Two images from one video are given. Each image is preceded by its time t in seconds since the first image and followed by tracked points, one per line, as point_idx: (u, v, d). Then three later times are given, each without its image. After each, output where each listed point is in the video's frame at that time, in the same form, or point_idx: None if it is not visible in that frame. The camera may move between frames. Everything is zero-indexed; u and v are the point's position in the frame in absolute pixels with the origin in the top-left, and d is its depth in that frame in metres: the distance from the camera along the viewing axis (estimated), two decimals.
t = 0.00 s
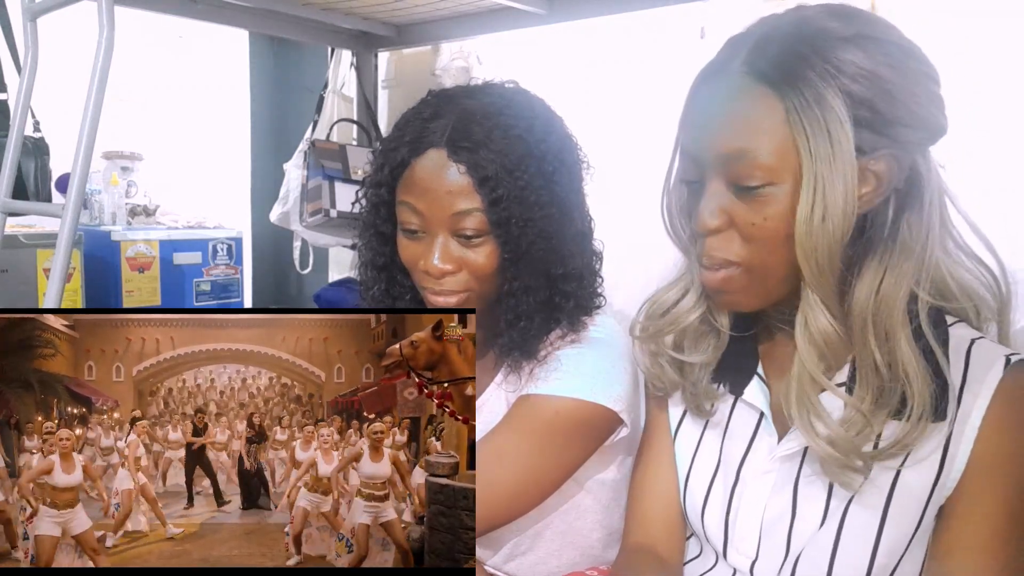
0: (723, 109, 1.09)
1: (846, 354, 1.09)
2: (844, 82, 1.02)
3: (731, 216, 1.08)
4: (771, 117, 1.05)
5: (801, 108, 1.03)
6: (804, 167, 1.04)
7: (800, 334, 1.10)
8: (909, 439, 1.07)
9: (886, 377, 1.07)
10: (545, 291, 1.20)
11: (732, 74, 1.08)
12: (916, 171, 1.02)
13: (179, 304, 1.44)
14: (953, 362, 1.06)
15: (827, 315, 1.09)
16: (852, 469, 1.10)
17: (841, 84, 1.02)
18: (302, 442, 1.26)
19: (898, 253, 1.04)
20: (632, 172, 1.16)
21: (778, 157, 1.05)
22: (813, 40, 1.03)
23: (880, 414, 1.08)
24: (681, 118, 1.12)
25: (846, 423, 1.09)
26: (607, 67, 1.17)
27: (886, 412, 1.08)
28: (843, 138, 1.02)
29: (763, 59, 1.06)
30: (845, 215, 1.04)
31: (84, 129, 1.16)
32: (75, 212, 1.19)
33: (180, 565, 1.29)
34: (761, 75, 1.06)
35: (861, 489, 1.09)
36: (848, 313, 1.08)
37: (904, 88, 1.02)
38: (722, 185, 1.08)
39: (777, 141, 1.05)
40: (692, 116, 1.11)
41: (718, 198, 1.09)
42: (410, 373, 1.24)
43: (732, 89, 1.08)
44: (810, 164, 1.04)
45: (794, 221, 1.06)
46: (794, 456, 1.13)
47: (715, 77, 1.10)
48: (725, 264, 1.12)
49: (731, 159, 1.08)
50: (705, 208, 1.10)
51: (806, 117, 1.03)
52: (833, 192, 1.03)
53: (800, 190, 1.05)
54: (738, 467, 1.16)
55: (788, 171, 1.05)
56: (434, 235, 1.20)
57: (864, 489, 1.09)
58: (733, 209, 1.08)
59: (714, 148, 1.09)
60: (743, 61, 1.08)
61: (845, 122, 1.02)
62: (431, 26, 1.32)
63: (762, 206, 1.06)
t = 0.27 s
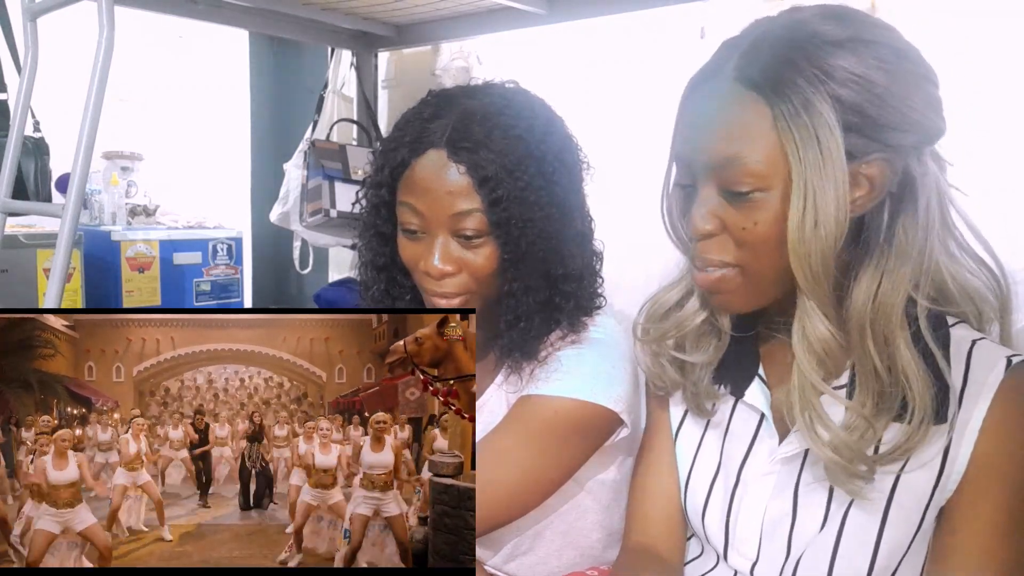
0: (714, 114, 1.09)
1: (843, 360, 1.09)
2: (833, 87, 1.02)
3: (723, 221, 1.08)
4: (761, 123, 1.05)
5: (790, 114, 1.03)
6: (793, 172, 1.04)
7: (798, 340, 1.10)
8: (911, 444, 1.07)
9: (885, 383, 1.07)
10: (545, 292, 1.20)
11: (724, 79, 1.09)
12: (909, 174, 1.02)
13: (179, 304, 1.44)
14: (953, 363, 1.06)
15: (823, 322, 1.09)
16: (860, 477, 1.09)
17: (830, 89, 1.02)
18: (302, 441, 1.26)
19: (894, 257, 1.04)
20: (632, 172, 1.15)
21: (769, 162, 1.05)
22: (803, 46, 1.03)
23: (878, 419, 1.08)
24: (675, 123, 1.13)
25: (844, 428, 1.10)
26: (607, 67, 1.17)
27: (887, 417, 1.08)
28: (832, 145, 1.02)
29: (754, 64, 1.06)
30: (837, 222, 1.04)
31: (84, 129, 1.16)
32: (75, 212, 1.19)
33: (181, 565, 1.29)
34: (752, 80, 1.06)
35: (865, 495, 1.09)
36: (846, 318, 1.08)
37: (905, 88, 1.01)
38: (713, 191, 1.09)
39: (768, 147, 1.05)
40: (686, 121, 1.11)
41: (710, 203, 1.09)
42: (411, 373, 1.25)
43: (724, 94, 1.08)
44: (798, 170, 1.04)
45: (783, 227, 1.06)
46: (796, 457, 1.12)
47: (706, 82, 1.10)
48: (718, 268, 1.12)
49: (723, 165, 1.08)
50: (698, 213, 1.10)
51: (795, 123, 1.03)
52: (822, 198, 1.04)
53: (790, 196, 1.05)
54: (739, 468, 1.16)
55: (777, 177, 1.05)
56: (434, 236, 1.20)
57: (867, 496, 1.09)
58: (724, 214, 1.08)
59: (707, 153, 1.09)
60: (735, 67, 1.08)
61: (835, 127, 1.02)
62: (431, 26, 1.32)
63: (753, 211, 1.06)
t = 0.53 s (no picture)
0: (712, 116, 1.09)
1: (836, 366, 1.09)
2: (827, 91, 1.00)
3: (719, 223, 1.09)
4: (756, 127, 1.05)
5: (783, 119, 1.03)
6: (788, 176, 1.04)
7: (791, 346, 1.11)
8: (908, 449, 1.07)
9: (881, 387, 1.07)
10: (544, 292, 1.20)
11: (723, 80, 1.08)
12: (905, 181, 1.01)
13: (179, 303, 1.46)
14: (955, 366, 1.05)
15: (814, 328, 1.09)
16: (849, 483, 1.09)
17: (825, 95, 1.00)
18: (305, 449, 1.23)
19: (893, 261, 1.04)
20: (632, 172, 1.15)
21: (765, 166, 1.05)
22: (801, 48, 1.02)
23: (873, 425, 1.08)
24: (676, 122, 1.12)
25: (839, 434, 1.10)
26: (607, 67, 1.17)
27: (884, 423, 1.08)
28: (827, 151, 1.01)
29: (751, 67, 1.05)
30: (830, 228, 1.04)
31: (84, 129, 1.16)
32: (75, 212, 1.19)
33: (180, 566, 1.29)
34: (749, 83, 1.05)
35: (857, 501, 1.09)
36: (837, 326, 1.08)
37: (914, 87, 1.00)
38: (711, 194, 1.09)
39: (764, 151, 1.05)
40: (684, 124, 1.11)
41: (706, 207, 1.09)
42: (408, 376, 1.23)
43: (722, 96, 1.08)
44: (791, 175, 1.03)
45: (778, 231, 1.06)
46: (797, 458, 1.12)
47: (704, 84, 1.10)
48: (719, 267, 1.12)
49: (718, 168, 1.08)
50: (694, 215, 1.10)
51: (789, 128, 1.03)
52: (816, 201, 1.03)
53: (785, 200, 1.04)
54: (739, 469, 1.17)
55: (772, 181, 1.05)
56: (434, 235, 1.21)
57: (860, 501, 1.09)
58: (720, 216, 1.08)
59: (703, 156, 1.09)
60: (733, 69, 1.07)
61: (828, 132, 1.01)
62: (431, 26, 1.33)
63: (747, 214, 1.07)
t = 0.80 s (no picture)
0: (713, 117, 1.09)
1: (839, 367, 1.09)
2: (829, 92, 1.00)
3: (723, 225, 1.09)
4: (757, 127, 1.05)
5: (785, 120, 1.03)
6: (789, 176, 1.04)
7: (794, 347, 1.11)
8: (911, 450, 1.06)
9: (883, 388, 1.07)
10: (544, 292, 1.20)
11: (724, 80, 1.08)
12: (909, 180, 1.01)
13: (179, 303, 1.46)
14: (957, 366, 1.05)
15: (818, 329, 1.09)
16: (853, 484, 1.09)
17: (828, 96, 1.00)
18: (306, 449, 1.21)
19: (895, 261, 1.04)
20: (632, 172, 1.16)
21: (767, 167, 1.04)
22: (802, 48, 1.02)
23: (875, 426, 1.08)
24: (677, 122, 1.12)
25: (843, 435, 1.09)
26: (607, 67, 1.17)
27: (887, 423, 1.07)
28: (829, 153, 1.01)
29: (752, 68, 1.05)
30: (835, 228, 1.04)
31: (84, 129, 1.16)
32: (75, 212, 1.19)
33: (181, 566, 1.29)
34: (750, 84, 1.05)
35: (860, 502, 1.09)
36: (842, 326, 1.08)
37: (916, 86, 0.99)
38: (713, 195, 1.09)
39: (766, 152, 1.04)
40: (686, 124, 1.11)
41: (709, 207, 1.09)
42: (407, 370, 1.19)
43: (724, 97, 1.08)
44: (794, 175, 1.03)
45: (780, 232, 1.06)
46: (798, 459, 1.12)
47: (704, 85, 1.10)
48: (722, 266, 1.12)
49: (721, 169, 1.08)
50: (695, 215, 1.11)
51: (791, 129, 1.02)
52: (819, 201, 1.03)
53: (786, 200, 1.04)
54: (740, 470, 1.17)
55: (774, 183, 1.04)
56: (433, 236, 1.20)
57: (864, 503, 1.09)
58: (723, 218, 1.08)
59: (705, 157, 1.09)
60: (734, 70, 1.07)
61: (830, 133, 1.01)
62: (431, 26, 1.33)
63: (750, 216, 1.06)
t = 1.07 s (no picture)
0: (716, 119, 1.08)
1: (841, 368, 1.09)
2: (829, 95, 1.00)
3: (725, 227, 1.09)
4: (759, 130, 1.05)
5: (786, 122, 1.03)
6: (790, 178, 1.04)
7: (798, 349, 1.11)
8: (915, 450, 1.06)
9: (888, 388, 1.07)
10: (543, 292, 1.20)
11: (726, 82, 1.08)
12: (912, 182, 1.01)
13: (179, 303, 1.47)
14: (958, 366, 1.05)
15: (822, 331, 1.09)
16: (862, 485, 1.09)
17: (829, 97, 1.00)
18: (308, 447, 1.20)
19: (898, 262, 1.04)
20: (632, 172, 1.16)
21: (769, 170, 1.05)
22: (803, 49, 1.02)
23: (879, 427, 1.08)
24: (679, 123, 1.12)
25: (846, 436, 1.09)
26: (607, 67, 1.17)
27: (890, 423, 1.07)
28: (831, 157, 1.02)
29: (753, 70, 1.05)
30: (836, 230, 1.04)
31: (84, 129, 1.16)
32: (75, 212, 1.19)
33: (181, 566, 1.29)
34: (751, 86, 1.05)
35: (866, 503, 1.09)
36: (845, 327, 1.08)
37: (919, 85, 0.99)
38: (716, 199, 1.09)
39: (767, 154, 1.05)
40: (688, 126, 1.11)
41: (712, 210, 1.10)
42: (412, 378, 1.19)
43: (726, 98, 1.08)
44: (796, 176, 1.04)
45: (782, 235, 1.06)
46: (800, 458, 1.12)
47: (705, 87, 1.10)
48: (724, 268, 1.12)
49: (723, 171, 1.08)
50: (699, 220, 1.11)
51: (792, 132, 1.03)
52: (821, 202, 1.03)
53: (788, 205, 1.05)
54: (742, 470, 1.17)
55: (775, 185, 1.05)
56: (434, 235, 1.21)
57: (869, 504, 1.09)
58: (726, 221, 1.09)
59: (707, 160, 1.09)
60: (735, 72, 1.07)
61: (830, 137, 1.01)
62: (431, 26, 1.33)
63: (753, 219, 1.07)
